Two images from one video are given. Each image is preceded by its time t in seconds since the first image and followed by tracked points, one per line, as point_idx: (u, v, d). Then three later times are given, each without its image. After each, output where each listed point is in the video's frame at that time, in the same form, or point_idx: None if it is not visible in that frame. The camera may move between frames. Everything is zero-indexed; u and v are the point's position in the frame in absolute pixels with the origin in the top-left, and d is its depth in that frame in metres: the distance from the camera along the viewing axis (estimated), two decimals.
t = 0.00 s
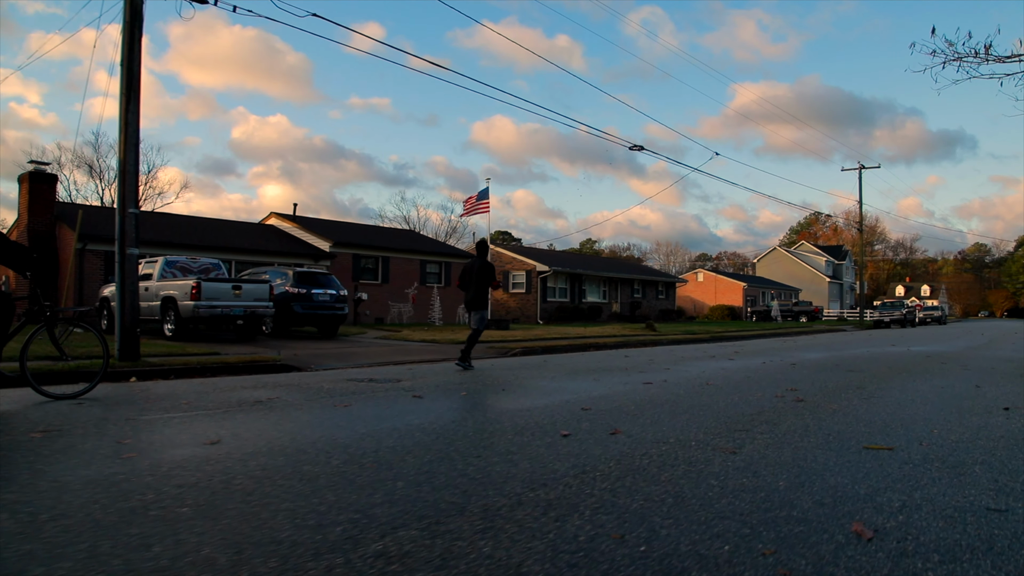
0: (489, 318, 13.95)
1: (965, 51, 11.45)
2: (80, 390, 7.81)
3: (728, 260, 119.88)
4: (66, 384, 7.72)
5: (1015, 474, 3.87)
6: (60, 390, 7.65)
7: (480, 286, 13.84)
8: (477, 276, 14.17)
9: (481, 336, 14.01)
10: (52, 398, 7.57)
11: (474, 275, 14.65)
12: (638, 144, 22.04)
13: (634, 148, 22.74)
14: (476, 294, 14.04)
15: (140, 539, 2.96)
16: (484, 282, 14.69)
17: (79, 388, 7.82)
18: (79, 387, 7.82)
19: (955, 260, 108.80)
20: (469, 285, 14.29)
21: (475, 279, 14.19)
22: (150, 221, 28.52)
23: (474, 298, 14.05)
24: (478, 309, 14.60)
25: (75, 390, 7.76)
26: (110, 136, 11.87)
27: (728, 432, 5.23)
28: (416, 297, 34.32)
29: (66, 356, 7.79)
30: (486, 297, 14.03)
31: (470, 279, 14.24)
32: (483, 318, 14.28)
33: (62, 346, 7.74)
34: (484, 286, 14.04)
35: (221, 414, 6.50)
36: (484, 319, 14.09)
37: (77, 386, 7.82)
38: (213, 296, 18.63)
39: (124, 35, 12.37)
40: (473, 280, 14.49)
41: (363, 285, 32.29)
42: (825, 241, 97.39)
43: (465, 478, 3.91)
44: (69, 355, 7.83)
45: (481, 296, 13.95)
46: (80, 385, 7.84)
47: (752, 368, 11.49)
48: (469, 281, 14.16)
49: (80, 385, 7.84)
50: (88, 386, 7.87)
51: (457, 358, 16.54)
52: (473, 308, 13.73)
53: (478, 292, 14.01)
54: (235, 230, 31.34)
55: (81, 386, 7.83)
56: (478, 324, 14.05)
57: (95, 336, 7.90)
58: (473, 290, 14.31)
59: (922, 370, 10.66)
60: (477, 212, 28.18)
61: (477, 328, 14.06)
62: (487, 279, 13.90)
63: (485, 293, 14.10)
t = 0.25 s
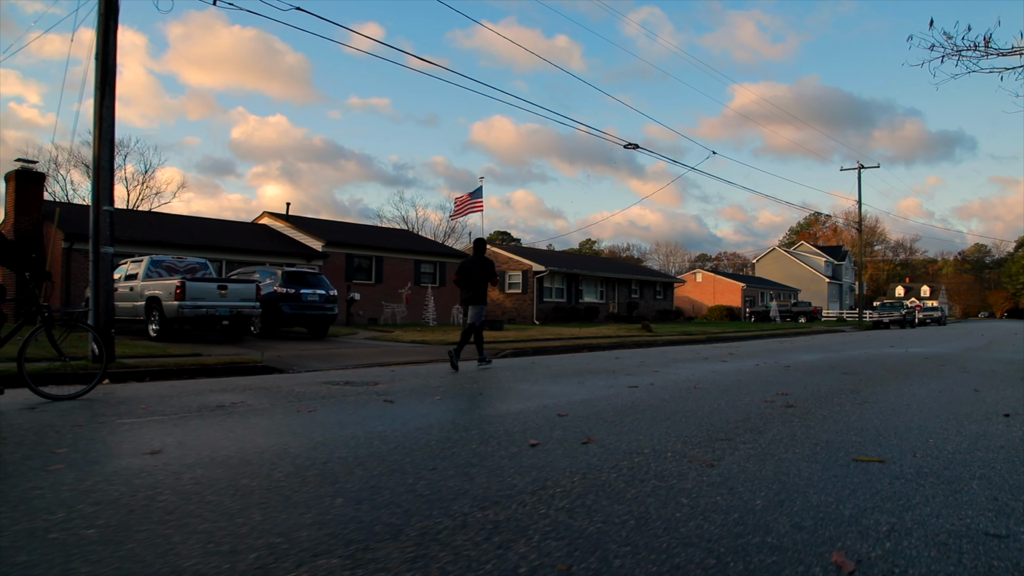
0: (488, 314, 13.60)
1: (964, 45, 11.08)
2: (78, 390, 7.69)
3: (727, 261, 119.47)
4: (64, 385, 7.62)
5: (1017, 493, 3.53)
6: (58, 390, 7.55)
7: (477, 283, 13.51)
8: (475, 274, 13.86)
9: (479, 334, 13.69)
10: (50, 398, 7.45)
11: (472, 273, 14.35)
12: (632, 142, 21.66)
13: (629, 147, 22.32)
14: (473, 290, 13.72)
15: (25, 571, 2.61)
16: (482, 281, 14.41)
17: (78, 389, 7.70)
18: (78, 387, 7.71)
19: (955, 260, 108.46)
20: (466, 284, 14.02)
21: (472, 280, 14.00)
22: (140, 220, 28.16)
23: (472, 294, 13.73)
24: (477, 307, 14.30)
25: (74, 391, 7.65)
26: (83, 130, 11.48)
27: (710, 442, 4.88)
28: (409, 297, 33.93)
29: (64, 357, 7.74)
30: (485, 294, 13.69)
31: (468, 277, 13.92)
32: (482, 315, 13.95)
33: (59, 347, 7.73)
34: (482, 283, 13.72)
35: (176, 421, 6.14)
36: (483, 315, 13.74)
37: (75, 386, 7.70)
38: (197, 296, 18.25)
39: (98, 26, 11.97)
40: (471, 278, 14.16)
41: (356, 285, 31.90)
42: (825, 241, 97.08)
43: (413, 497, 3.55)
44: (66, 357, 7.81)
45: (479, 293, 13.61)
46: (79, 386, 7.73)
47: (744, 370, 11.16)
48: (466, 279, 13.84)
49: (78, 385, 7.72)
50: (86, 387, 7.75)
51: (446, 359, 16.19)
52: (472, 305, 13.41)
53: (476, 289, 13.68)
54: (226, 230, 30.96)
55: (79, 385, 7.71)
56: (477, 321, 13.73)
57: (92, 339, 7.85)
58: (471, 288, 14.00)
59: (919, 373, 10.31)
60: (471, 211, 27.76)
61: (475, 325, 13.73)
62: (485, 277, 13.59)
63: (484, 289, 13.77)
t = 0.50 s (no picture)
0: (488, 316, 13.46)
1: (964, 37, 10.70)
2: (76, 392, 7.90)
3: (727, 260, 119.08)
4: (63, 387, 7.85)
5: (1021, 515, 3.17)
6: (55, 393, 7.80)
7: (476, 287, 13.23)
8: (472, 277, 13.55)
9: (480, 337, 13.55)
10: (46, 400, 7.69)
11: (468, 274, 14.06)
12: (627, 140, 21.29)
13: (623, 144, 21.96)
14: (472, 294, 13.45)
15: None
16: (478, 283, 14.13)
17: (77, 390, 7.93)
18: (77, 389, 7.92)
19: (955, 260, 108.12)
20: (464, 285, 13.81)
21: (469, 281, 13.80)
22: (129, 219, 27.81)
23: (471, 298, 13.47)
24: (475, 309, 14.12)
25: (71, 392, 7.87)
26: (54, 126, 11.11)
27: (688, 454, 4.53)
28: (403, 297, 33.53)
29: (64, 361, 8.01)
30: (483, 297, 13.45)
31: (466, 280, 13.63)
32: (481, 318, 13.84)
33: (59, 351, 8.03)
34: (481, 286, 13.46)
35: (126, 428, 5.78)
36: (484, 318, 13.60)
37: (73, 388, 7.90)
38: (181, 296, 17.90)
39: (71, 19, 11.58)
40: (468, 279, 13.88)
41: (349, 285, 31.52)
42: (824, 241, 96.66)
43: (350, 520, 3.22)
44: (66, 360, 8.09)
45: (477, 296, 13.37)
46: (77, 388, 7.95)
47: (737, 372, 10.79)
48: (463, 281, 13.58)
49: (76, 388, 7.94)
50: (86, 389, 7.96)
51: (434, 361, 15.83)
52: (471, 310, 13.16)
53: (474, 292, 13.42)
54: (217, 229, 30.60)
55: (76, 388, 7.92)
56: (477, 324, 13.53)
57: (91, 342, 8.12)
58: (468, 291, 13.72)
59: (917, 376, 9.95)
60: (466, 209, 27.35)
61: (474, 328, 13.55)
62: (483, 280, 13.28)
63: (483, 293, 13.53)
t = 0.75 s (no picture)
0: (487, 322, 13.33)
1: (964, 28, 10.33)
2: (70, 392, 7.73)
3: (727, 260, 118.67)
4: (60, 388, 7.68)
5: None
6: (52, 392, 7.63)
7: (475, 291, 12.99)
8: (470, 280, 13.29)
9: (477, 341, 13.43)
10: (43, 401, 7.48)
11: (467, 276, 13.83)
12: (621, 137, 20.93)
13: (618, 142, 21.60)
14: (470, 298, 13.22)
15: None
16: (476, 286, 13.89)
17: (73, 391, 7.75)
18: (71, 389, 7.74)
19: (956, 260, 107.71)
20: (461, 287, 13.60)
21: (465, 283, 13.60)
22: (118, 219, 27.47)
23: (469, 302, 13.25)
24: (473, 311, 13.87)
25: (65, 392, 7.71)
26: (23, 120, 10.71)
27: (664, 468, 4.16)
28: (397, 297, 33.13)
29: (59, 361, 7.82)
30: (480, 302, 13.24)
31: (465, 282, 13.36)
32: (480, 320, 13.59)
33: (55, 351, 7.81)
34: (480, 291, 13.23)
35: (70, 436, 5.42)
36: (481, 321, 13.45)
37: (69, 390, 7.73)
38: (165, 296, 17.54)
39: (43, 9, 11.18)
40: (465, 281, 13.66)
41: (342, 284, 31.14)
42: (824, 241, 96.31)
43: (274, 548, 2.87)
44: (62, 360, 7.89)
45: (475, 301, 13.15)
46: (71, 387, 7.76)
47: (729, 375, 10.42)
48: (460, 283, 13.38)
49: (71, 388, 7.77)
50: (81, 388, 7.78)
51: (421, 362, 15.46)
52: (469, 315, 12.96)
53: (472, 296, 13.17)
54: (208, 228, 30.24)
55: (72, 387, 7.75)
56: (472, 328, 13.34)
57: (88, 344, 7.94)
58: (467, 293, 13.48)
59: (916, 379, 9.58)
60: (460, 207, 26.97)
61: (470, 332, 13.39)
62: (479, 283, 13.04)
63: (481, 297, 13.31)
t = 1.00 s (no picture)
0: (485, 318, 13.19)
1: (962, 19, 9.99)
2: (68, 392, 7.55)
3: (726, 261, 118.32)
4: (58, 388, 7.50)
5: None
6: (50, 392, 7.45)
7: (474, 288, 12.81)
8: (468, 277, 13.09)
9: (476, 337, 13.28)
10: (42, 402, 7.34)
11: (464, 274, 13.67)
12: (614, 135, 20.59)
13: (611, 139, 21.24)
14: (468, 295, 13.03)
15: None
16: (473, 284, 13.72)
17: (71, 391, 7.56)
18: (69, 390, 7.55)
19: (955, 261, 107.43)
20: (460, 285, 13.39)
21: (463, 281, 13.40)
22: (106, 218, 27.07)
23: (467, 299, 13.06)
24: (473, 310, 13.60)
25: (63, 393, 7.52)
26: None
27: (635, 485, 3.80)
28: (390, 297, 32.74)
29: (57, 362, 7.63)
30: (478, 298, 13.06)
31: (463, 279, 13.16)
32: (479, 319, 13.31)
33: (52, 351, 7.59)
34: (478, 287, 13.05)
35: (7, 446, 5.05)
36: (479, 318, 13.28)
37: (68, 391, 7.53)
38: (147, 296, 17.16)
39: None
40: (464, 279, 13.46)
41: (334, 284, 30.76)
42: (823, 241, 96.03)
43: None
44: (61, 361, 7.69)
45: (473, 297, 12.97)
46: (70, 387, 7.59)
47: (720, 378, 10.07)
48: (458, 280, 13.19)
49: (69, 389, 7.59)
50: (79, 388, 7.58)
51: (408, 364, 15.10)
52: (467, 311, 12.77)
53: (470, 293, 12.98)
54: (199, 227, 29.85)
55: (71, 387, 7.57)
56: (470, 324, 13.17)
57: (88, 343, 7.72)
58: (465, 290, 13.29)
59: (913, 383, 9.23)
60: (453, 206, 26.61)
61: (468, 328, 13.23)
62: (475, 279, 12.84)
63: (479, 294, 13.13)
